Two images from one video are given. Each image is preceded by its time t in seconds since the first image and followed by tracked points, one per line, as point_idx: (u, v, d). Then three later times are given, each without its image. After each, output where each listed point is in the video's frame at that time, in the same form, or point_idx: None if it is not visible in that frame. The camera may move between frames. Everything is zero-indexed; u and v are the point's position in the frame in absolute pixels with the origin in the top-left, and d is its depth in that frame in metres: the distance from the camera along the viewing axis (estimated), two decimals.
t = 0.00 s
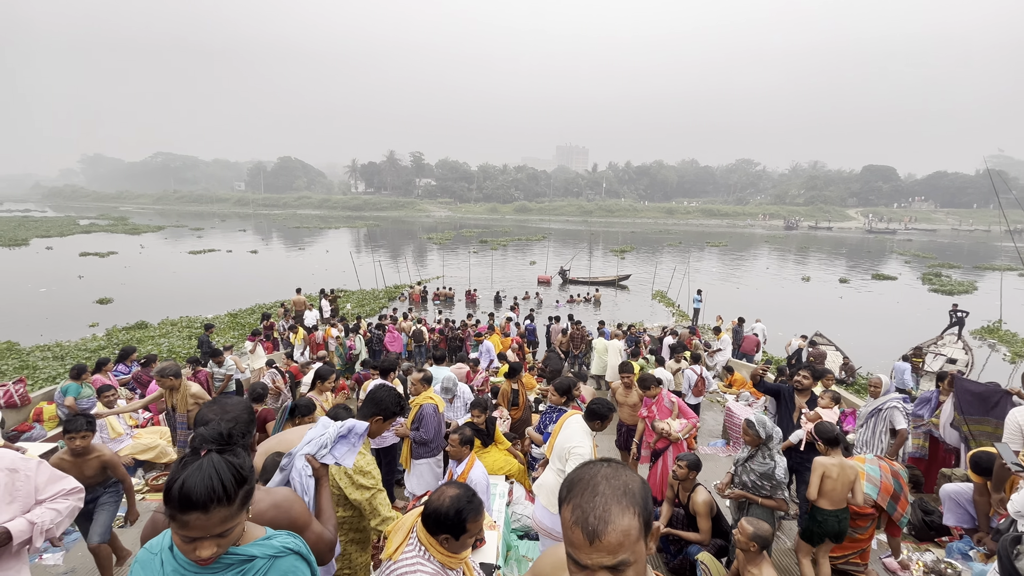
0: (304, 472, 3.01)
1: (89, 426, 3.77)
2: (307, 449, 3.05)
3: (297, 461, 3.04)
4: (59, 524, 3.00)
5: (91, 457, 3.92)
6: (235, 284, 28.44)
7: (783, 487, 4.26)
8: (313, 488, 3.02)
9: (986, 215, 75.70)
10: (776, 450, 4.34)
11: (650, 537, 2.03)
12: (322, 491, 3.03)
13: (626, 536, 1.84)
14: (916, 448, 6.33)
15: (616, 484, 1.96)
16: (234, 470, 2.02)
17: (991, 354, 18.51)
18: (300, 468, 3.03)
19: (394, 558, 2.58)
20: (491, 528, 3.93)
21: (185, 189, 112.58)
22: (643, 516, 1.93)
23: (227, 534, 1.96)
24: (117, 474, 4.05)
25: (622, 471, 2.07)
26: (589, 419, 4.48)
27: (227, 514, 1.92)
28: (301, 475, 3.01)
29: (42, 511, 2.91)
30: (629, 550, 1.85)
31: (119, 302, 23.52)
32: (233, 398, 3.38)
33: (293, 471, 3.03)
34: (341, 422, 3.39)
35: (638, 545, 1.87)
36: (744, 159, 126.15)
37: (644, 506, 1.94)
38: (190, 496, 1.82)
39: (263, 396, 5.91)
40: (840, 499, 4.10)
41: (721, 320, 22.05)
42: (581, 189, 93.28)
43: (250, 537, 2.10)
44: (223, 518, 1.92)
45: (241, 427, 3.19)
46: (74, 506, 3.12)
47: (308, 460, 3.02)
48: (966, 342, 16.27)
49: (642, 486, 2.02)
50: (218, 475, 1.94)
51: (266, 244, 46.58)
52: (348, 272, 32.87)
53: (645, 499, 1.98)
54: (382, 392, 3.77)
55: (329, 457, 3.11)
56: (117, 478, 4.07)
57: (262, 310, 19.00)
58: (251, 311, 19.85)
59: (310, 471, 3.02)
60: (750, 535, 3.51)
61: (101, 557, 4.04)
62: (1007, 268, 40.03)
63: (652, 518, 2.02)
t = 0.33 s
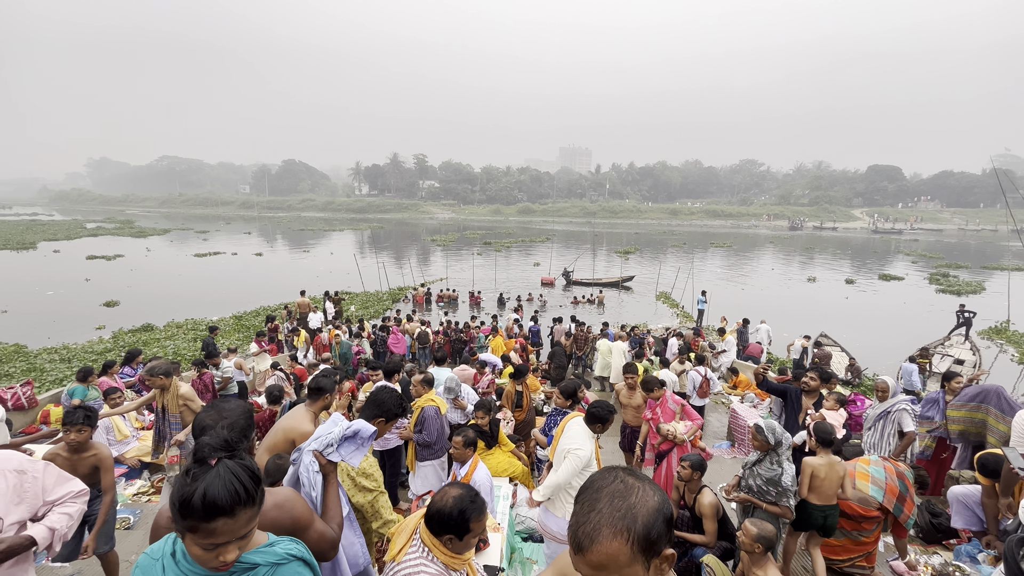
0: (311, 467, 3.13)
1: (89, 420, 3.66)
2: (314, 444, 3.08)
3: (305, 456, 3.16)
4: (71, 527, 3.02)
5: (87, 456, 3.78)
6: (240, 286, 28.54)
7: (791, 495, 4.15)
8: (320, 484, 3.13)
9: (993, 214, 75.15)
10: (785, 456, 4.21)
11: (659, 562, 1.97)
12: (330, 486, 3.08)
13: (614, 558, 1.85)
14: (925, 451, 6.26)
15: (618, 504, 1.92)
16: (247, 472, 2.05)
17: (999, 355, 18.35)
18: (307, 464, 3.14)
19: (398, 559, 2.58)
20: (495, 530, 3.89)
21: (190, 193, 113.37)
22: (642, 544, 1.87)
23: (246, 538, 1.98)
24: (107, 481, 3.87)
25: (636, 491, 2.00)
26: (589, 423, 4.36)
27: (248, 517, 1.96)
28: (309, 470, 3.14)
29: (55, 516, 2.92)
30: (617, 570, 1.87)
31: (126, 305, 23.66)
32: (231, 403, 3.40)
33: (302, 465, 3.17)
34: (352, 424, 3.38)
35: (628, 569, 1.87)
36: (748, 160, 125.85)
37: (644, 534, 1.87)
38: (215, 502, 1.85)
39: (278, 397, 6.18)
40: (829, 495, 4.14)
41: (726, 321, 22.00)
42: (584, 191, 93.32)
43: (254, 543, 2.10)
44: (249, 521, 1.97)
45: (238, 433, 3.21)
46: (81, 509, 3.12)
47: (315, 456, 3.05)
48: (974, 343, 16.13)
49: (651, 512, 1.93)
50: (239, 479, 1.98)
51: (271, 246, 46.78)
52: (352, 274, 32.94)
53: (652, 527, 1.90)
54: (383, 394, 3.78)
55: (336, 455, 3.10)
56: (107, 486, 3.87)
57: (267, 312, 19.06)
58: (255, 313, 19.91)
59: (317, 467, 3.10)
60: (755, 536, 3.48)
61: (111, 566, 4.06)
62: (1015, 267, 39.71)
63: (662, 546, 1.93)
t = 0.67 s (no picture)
0: (319, 464, 3.06)
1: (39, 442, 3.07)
2: (319, 442, 3.07)
3: (311, 453, 3.10)
4: (60, 547, 2.84)
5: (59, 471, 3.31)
6: (243, 288, 28.59)
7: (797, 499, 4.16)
8: (329, 480, 3.08)
9: (998, 213, 74.78)
10: (794, 460, 4.22)
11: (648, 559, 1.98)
12: (338, 484, 3.08)
13: (598, 556, 1.85)
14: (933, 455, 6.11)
15: (602, 502, 1.91)
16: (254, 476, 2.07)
17: (1006, 356, 18.23)
18: (316, 460, 3.08)
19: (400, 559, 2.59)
20: (497, 532, 3.84)
21: (194, 196, 113.88)
22: (627, 542, 1.86)
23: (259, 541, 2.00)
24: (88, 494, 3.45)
25: (621, 489, 1.98)
26: (587, 423, 4.35)
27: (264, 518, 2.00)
28: (316, 467, 3.07)
29: (47, 538, 2.78)
30: (602, 566, 1.87)
31: (131, 307, 23.74)
32: (233, 406, 3.39)
33: (309, 461, 3.09)
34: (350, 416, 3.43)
35: (612, 565, 1.87)
36: (751, 161, 125.77)
37: (627, 531, 1.86)
38: (230, 507, 1.86)
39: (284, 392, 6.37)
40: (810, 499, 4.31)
41: (729, 322, 21.99)
42: (586, 192, 93.45)
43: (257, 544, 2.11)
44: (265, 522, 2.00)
45: (242, 436, 3.21)
46: (72, 526, 2.95)
47: (322, 453, 3.05)
48: (980, 343, 16.04)
49: (635, 510, 1.90)
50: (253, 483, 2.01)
51: (274, 249, 46.94)
52: (356, 276, 33.01)
53: (636, 524, 1.88)
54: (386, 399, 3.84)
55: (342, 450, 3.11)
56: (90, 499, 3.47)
57: (271, 314, 19.12)
58: (260, 315, 19.99)
59: (325, 463, 3.07)
60: (757, 536, 3.47)
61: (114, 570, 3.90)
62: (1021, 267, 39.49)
63: (648, 542, 1.91)
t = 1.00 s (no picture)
0: (329, 458, 3.08)
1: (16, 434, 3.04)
2: (329, 438, 3.10)
3: (320, 448, 3.10)
4: (71, 545, 2.84)
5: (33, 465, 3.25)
6: (246, 291, 28.65)
7: (804, 498, 4.21)
8: (340, 474, 3.10)
9: (1004, 213, 74.39)
10: (799, 460, 4.30)
11: (657, 560, 1.99)
12: (348, 476, 3.09)
13: (611, 561, 1.85)
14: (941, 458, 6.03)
15: (614, 507, 1.91)
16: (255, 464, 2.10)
17: (1012, 356, 18.12)
18: (326, 455, 3.09)
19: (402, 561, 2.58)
20: (500, 533, 3.85)
21: (197, 199, 114.31)
22: (639, 545, 1.87)
23: (234, 539, 1.93)
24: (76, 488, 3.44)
25: (632, 492, 1.98)
26: (584, 423, 4.35)
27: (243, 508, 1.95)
28: (327, 461, 3.08)
29: (57, 537, 2.78)
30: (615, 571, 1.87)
31: (135, 310, 23.83)
32: (241, 410, 3.33)
33: (319, 457, 3.11)
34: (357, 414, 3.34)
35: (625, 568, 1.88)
36: (754, 162, 125.56)
37: (641, 535, 1.86)
38: (205, 491, 1.85)
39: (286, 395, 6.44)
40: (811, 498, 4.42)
41: (732, 322, 21.94)
42: (589, 194, 93.54)
43: (262, 547, 2.11)
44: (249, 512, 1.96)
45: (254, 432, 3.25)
46: (84, 525, 2.95)
47: (332, 448, 3.06)
48: (985, 343, 15.96)
49: (647, 513, 1.92)
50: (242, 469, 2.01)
51: (278, 251, 47.05)
52: (359, 278, 33.12)
53: (648, 527, 1.89)
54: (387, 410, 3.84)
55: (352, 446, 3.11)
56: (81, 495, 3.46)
57: (274, 316, 19.22)
58: (263, 317, 20.07)
59: (336, 458, 3.07)
60: (760, 536, 3.46)
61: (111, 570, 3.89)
62: None
63: (659, 544, 1.94)
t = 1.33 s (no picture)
0: (340, 456, 3.14)
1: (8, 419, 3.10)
2: (339, 435, 3.20)
3: (331, 446, 3.17)
4: (91, 534, 2.87)
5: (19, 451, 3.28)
6: (247, 293, 28.67)
7: (807, 495, 4.21)
8: (350, 471, 3.16)
9: (1007, 212, 74.03)
10: (801, 457, 4.31)
11: (659, 555, 1.96)
12: (358, 474, 3.15)
13: (618, 543, 1.85)
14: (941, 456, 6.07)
15: (627, 492, 1.93)
16: (222, 464, 2.01)
17: (1016, 356, 18.01)
18: (336, 453, 3.16)
19: (405, 561, 2.59)
20: (502, 535, 3.86)
21: (200, 201, 114.49)
22: (647, 533, 1.88)
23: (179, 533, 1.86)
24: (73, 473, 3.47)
25: (646, 481, 2.01)
26: (583, 426, 4.37)
27: (177, 501, 1.87)
28: (337, 459, 3.14)
29: (74, 528, 2.81)
30: (621, 555, 1.87)
31: (138, 312, 23.86)
32: (262, 404, 3.24)
33: (329, 455, 3.17)
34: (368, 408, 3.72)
35: (631, 555, 1.87)
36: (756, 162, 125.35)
37: (650, 523, 1.89)
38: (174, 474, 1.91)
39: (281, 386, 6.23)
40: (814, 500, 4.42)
41: (735, 323, 21.89)
42: (590, 195, 93.53)
43: (267, 558, 2.08)
44: (179, 505, 1.86)
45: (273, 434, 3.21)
46: (102, 514, 2.97)
47: (343, 446, 3.16)
48: (989, 343, 15.87)
49: (657, 503, 1.94)
50: (195, 463, 1.97)
51: (280, 253, 47.05)
52: (360, 280, 33.12)
53: (659, 517, 1.91)
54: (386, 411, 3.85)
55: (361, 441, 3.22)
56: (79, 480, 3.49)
57: (276, 318, 19.25)
58: (265, 319, 20.11)
59: (345, 455, 3.15)
60: (766, 539, 3.44)
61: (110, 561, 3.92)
62: None
63: (665, 537, 1.95)
